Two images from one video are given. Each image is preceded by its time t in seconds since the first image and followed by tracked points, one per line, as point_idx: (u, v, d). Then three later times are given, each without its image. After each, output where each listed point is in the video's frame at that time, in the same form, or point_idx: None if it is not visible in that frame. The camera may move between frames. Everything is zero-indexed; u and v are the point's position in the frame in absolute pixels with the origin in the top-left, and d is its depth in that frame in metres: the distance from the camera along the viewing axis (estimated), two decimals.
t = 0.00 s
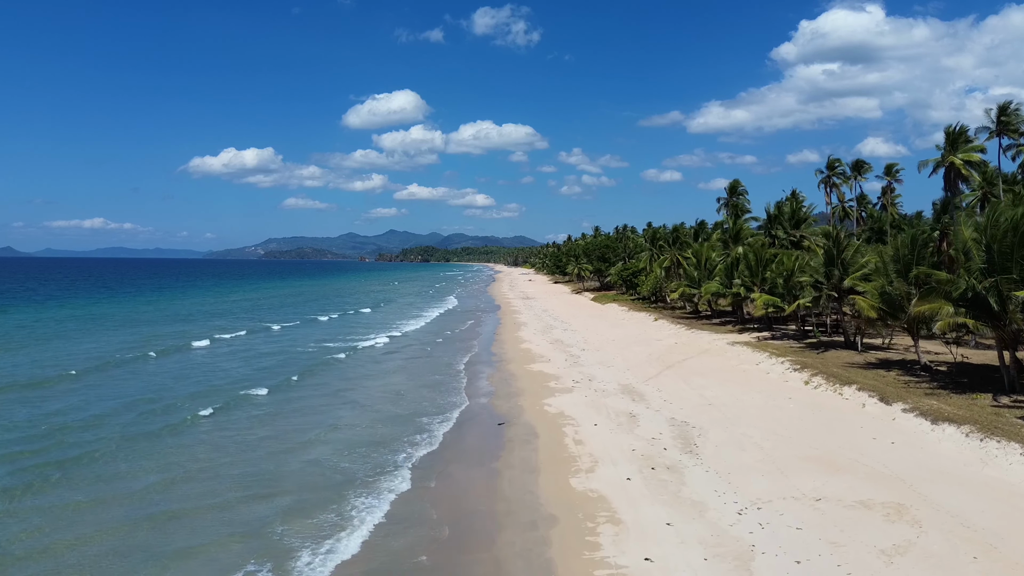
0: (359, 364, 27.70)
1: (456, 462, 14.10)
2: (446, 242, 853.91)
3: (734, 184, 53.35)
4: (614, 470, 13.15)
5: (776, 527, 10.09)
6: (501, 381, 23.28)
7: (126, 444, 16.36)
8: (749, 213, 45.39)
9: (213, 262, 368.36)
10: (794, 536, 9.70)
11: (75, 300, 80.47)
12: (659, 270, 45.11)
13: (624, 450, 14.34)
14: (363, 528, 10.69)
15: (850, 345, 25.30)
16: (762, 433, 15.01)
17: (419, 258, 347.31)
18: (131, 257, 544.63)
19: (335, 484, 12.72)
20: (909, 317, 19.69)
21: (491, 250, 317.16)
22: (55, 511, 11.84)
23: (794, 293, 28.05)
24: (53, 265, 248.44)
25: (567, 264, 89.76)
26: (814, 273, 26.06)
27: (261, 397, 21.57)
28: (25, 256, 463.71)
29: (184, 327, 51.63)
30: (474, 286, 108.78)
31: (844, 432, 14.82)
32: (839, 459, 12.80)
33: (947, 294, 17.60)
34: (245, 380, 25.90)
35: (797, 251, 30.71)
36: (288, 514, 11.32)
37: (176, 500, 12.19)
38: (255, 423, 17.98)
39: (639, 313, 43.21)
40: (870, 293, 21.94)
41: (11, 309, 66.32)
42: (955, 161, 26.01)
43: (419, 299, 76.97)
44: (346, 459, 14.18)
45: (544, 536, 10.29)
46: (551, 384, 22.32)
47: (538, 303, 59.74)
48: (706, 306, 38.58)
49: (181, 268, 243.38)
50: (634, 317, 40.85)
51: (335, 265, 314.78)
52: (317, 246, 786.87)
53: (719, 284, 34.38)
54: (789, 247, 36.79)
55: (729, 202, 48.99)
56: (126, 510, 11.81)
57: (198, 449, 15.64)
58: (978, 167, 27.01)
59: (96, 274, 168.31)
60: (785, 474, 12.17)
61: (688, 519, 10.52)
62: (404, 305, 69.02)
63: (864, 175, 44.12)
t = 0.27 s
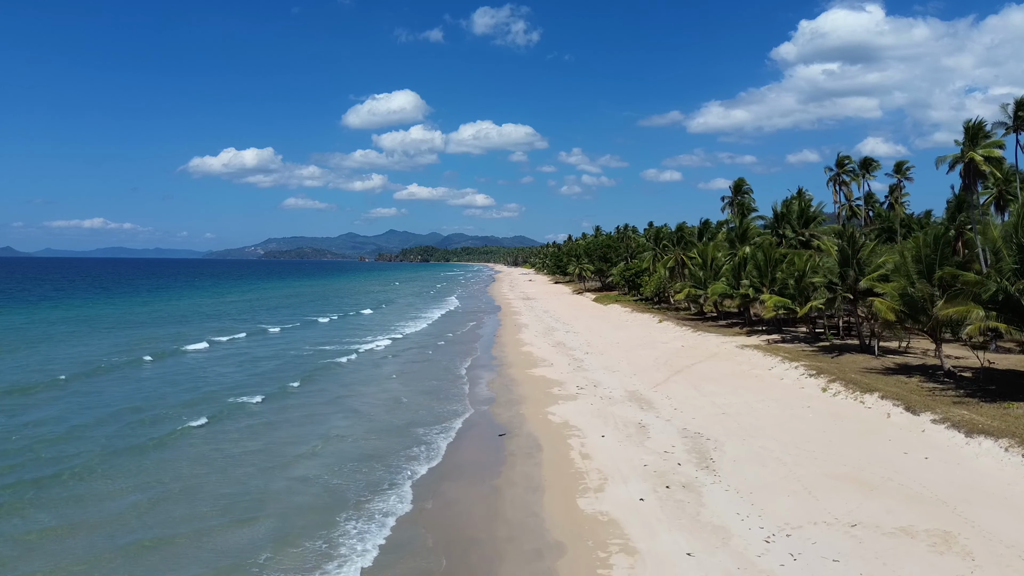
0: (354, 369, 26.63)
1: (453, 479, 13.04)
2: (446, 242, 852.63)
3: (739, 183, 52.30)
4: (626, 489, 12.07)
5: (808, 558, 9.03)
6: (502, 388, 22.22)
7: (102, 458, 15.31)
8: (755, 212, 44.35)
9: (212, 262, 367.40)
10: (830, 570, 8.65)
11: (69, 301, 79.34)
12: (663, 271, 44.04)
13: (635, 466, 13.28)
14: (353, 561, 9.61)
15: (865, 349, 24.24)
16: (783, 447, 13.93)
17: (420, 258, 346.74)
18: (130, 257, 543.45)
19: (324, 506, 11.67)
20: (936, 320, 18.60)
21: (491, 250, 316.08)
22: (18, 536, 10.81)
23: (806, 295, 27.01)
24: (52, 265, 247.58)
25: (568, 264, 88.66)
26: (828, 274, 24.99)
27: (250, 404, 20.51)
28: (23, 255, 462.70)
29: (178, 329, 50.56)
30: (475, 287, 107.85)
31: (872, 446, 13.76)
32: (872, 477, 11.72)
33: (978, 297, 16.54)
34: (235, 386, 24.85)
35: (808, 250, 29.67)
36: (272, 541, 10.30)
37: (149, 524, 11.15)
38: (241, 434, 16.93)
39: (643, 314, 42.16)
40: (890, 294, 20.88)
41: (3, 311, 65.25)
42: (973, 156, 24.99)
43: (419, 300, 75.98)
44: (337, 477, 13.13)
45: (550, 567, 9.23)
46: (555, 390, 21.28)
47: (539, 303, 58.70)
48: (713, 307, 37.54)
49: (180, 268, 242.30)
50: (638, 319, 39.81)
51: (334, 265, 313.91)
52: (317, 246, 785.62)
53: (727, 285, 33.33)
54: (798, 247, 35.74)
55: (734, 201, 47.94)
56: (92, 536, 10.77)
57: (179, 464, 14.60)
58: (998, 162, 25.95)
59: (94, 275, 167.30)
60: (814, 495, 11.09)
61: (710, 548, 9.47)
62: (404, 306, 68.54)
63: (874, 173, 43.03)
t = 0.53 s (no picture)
0: (348, 374, 25.56)
1: (449, 499, 11.97)
2: (446, 242, 851.55)
3: (744, 181, 51.31)
4: (641, 510, 11.05)
5: None
6: (502, 394, 21.16)
7: (73, 472, 14.24)
8: (761, 211, 43.34)
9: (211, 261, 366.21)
10: None
11: (62, 302, 78.21)
12: (667, 271, 43.04)
13: (647, 483, 12.24)
14: None
15: (882, 353, 23.16)
16: (807, 463, 12.91)
17: (419, 258, 345.52)
18: (129, 257, 542.33)
19: (312, 531, 10.63)
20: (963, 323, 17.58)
21: (491, 250, 315.02)
22: None
23: (818, 296, 25.96)
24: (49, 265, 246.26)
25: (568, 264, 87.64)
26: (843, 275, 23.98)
27: (237, 411, 19.48)
28: (22, 255, 461.40)
29: (171, 331, 49.40)
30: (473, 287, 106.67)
31: (903, 461, 12.76)
32: (911, 500, 10.71)
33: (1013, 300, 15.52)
34: (223, 390, 23.79)
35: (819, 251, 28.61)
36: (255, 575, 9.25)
37: (119, 552, 10.10)
38: (225, 446, 15.88)
39: (647, 315, 41.15)
40: (912, 296, 19.87)
41: None
42: (990, 151, 23.96)
43: (418, 300, 74.90)
44: (325, 497, 12.08)
45: None
46: (559, 397, 20.26)
47: (539, 304, 57.72)
48: (719, 309, 36.53)
49: (178, 268, 241.07)
50: (642, 320, 38.79)
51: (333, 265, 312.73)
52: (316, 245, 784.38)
53: (734, 286, 32.33)
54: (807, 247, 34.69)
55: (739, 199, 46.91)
56: (50, 566, 9.72)
57: (155, 480, 13.55)
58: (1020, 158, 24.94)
59: (91, 275, 166.04)
60: (849, 521, 10.10)
61: None
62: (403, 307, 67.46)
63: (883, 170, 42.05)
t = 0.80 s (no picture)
0: (342, 378, 24.47)
1: (445, 523, 10.91)
2: (446, 242, 850.28)
3: (749, 179, 50.29)
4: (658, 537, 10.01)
5: None
6: (503, 401, 20.12)
7: (36, 488, 13.04)
8: (768, 210, 42.31)
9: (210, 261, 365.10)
10: None
11: (55, 302, 77.05)
12: (672, 271, 41.98)
13: (663, 504, 11.22)
14: None
15: (900, 358, 22.12)
16: (836, 481, 11.89)
17: (418, 258, 344.43)
18: (128, 257, 541.13)
19: (297, 561, 9.56)
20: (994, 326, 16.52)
21: (490, 249, 313.93)
22: None
23: (833, 298, 24.93)
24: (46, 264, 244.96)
25: (569, 265, 86.65)
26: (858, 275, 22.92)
27: (222, 419, 18.37)
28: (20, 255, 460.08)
29: (163, 333, 48.21)
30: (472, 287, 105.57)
31: (941, 479, 11.72)
32: (958, 527, 9.68)
33: None
34: (211, 395, 22.69)
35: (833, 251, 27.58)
36: None
37: None
38: (205, 458, 14.76)
39: (651, 317, 40.09)
40: (936, 297, 18.81)
41: None
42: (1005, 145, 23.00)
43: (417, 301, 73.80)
44: (311, 522, 10.97)
45: None
46: (563, 404, 19.21)
47: (540, 305, 56.79)
48: (726, 310, 35.47)
49: (176, 268, 239.82)
50: (646, 322, 37.76)
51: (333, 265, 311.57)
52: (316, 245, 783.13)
53: (742, 287, 31.27)
54: (817, 247, 33.63)
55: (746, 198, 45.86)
56: None
57: (128, 499, 12.37)
58: None
59: (87, 275, 164.80)
60: (891, 551, 9.10)
61: None
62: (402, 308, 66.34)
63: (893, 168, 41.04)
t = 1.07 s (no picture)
0: (336, 384, 23.40)
1: (442, 552, 9.87)
2: (445, 242, 849.16)
3: (754, 178, 49.30)
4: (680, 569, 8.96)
5: None
6: (504, 409, 19.08)
7: None
8: (775, 208, 41.31)
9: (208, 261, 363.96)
10: None
11: (47, 303, 75.86)
12: (676, 271, 40.94)
13: (681, 530, 10.18)
14: None
15: (921, 364, 21.10)
16: (871, 505, 10.85)
17: (418, 258, 343.49)
18: (127, 257, 540.01)
19: None
20: None
21: (490, 249, 312.91)
22: None
23: (848, 300, 23.92)
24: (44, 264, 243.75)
25: (569, 265, 85.63)
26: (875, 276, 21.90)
27: (205, 429, 17.31)
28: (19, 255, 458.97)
29: (155, 335, 47.03)
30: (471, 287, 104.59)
31: (985, 500, 10.69)
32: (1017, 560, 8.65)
33: None
34: (197, 401, 21.62)
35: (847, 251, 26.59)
36: None
37: None
38: (184, 473, 13.70)
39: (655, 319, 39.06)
40: (963, 299, 17.78)
41: None
42: (1020, 140, 22.04)
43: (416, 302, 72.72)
44: (296, 551, 9.89)
45: None
46: (568, 413, 18.16)
47: (540, 306, 55.72)
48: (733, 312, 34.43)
49: (174, 268, 238.65)
50: (650, 324, 36.72)
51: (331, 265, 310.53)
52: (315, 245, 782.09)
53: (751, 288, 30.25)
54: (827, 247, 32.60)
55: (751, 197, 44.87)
56: None
57: (95, 521, 11.29)
58: None
59: (84, 275, 163.52)
60: None
61: None
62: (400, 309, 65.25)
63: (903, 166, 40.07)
